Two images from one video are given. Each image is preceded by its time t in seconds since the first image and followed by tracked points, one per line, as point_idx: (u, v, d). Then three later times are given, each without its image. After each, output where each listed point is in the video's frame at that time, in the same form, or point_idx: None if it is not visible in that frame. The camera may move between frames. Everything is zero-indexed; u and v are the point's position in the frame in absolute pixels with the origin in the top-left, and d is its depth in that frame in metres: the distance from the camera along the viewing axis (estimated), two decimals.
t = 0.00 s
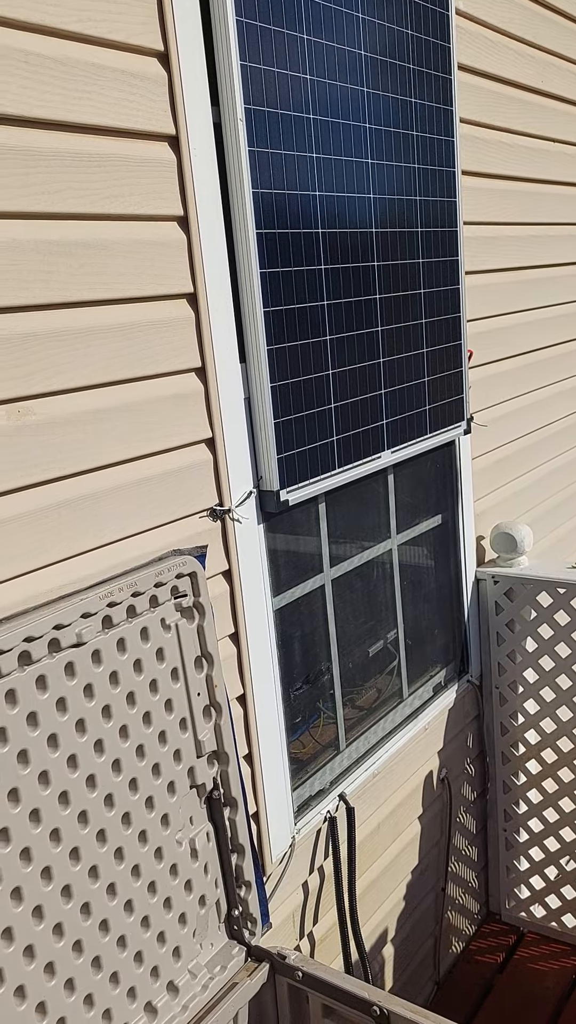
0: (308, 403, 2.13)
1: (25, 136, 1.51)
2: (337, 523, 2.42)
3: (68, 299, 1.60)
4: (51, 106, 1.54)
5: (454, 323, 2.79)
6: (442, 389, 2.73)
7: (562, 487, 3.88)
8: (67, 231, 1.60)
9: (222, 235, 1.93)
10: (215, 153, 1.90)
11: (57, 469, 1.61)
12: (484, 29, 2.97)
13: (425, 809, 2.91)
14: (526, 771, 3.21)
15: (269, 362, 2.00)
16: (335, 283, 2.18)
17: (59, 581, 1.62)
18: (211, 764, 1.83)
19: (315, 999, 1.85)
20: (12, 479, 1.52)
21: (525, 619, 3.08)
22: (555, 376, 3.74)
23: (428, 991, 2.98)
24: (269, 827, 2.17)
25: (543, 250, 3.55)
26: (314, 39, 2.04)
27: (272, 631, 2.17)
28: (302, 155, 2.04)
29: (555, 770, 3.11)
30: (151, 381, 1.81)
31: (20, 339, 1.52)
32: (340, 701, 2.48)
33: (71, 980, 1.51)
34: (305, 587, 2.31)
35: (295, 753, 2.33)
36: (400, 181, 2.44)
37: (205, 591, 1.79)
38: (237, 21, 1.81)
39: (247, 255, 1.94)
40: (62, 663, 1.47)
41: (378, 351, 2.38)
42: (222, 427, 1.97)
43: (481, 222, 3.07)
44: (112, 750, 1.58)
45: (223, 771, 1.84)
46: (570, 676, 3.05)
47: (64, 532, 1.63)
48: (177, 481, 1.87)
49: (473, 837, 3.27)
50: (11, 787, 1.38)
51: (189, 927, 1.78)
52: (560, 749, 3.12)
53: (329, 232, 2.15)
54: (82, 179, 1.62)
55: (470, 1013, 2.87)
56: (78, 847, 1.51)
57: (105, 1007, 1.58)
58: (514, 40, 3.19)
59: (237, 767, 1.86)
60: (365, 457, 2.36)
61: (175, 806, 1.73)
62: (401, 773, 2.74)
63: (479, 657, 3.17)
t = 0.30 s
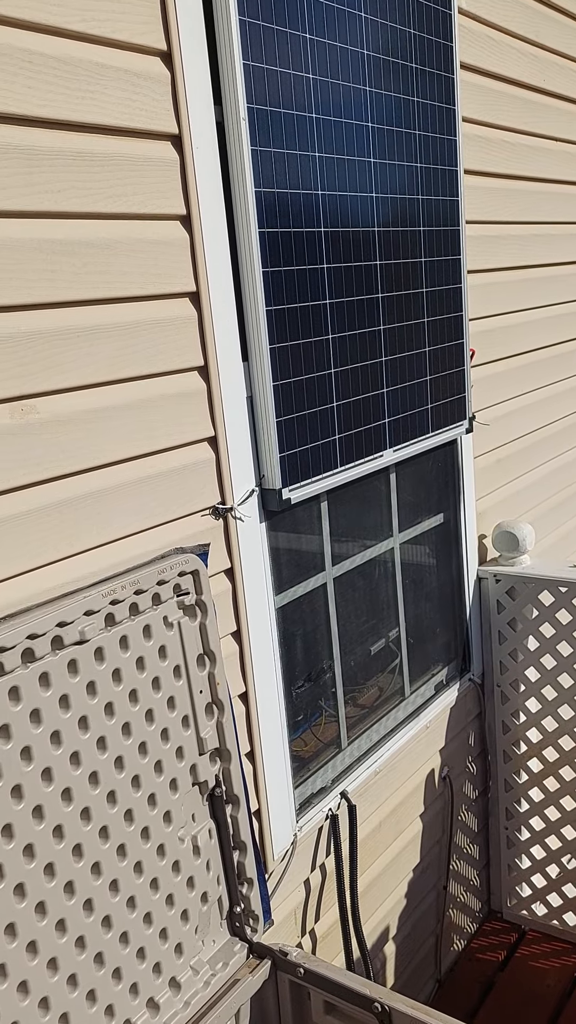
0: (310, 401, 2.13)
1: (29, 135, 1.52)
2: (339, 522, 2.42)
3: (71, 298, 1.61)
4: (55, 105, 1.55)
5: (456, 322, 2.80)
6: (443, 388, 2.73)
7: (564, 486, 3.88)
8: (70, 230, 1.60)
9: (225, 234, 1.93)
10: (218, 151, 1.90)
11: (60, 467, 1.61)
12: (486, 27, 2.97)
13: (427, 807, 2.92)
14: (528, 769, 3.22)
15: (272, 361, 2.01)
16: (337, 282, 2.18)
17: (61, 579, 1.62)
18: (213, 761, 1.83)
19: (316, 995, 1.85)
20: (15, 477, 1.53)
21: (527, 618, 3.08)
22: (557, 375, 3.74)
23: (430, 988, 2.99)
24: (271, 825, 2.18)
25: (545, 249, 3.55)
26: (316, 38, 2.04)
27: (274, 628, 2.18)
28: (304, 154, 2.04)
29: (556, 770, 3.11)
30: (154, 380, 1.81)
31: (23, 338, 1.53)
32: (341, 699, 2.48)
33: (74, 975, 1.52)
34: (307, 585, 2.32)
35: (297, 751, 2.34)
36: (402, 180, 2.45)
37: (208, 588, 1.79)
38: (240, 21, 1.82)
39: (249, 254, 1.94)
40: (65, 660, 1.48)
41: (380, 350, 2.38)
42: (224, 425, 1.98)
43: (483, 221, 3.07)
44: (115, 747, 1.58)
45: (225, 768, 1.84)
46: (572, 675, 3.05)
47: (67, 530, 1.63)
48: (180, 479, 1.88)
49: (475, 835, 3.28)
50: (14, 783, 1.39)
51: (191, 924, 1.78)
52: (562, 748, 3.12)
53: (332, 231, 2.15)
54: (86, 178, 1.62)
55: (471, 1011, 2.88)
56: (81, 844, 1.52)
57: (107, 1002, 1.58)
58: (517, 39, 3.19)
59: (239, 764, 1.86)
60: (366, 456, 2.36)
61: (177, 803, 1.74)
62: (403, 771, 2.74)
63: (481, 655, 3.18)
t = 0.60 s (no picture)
0: (312, 399, 2.14)
1: (32, 135, 1.53)
2: (340, 520, 2.43)
3: (74, 297, 1.62)
4: (57, 105, 1.56)
5: (458, 320, 2.80)
6: (445, 386, 2.74)
7: (565, 484, 3.89)
8: (73, 229, 1.61)
9: (227, 232, 1.94)
10: (219, 150, 1.91)
11: (63, 465, 1.62)
12: (487, 26, 2.98)
13: (428, 804, 2.92)
14: (529, 767, 3.22)
15: (273, 359, 2.01)
16: (338, 281, 2.19)
17: (64, 576, 1.63)
18: (214, 758, 1.84)
19: (317, 991, 1.86)
20: (18, 475, 1.54)
21: (528, 616, 3.09)
22: (558, 374, 3.75)
23: (430, 985, 3.00)
24: (273, 822, 2.19)
25: (546, 247, 3.55)
26: (318, 38, 2.05)
27: (275, 626, 2.19)
28: (306, 153, 2.05)
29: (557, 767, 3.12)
30: (156, 378, 1.82)
31: (26, 336, 1.54)
32: (342, 697, 2.49)
33: (77, 970, 1.53)
34: (308, 582, 2.32)
35: (298, 748, 2.34)
36: (404, 179, 2.45)
37: (209, 586, 1.80)
38: (242, 20, 1.83)
39: (251, 253, 1.95)
40: (67, 656, 1.49)
41: (381, 348, 2.39)
42: (226, 423, 1.98)
43: (484, 220, 3.08)
44: (117, 743, 1.59)
45: (227, 764, 1.85)
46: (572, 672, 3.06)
47: (70, 528, 1.64)
48: (181, 477, 1.89)
49: (476, 833, 3.28)
50: (17, 779, 1.40)
51: (192, 919, 1.79)
52: (563, 746, 3.13)
53: (333, 230, 2.16)
54: (88, 178, 1.63)
55: (472, 1008, 2.89)
56: (83, 839, 1.53)
57: (109, 996, 1.59)
58: (518, 38, 3.19)
59: (241, 760, 1.87)
60: (368, 454, 2.37)
61: (179, 799, 1.75)
62: (404, 768, 2.75)
63: (482, 653, 3.18)
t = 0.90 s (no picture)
0: (315, 398, 2.15)
1: (36, 136, 1.54)
2: (342, 519, 2.44)
3: (78, 297, 1.63)
4: (62, 106, 1.57)
5: (460, 320, 2.81)
6: (447, 386, 2.75)
7: (567, 484, 3.89)
8: (77, 229, 1.62)
9: (230, 232, 1.95)
10: (223, 151, 1.92)
11: (67, 464, 1.64)
12: (490, 27, 2.98)
13: (430, 802, 2.93)
14: (531, 765, 3.23)
15: (276, 359, 2.02)
16: (341, 280, 2.20)
17: (68, 574, 1.64)
18: (217, 755, 1.85)
19: (319, 987, 1.87)
20: (22, 473, 1.55)
21: (530, 615, 3.09)
22: (560, 374, 3.76)
23: (432, 982, 3.01)
24: (275, 819, 2.20)
25: (549, 247, 3.55)
26: (321, 39, 2.06)
27: (277, 624, 2.20)
28: (309, 154, 2.06)
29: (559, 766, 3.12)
30: (160, 377, 1.84)
31: (31, 335, 1.55)
32: (345, 695, 2.50)
33: (80, 965, 1.54)
34: (311, 581, 2.33)
35: (301, 746, 2.35)
36: (407, 179, 2.46)
37: (212, 584, 1.81)
38: (245, 22, 1.84)
39: (254, 253, 1.96)
40: (71, 654, 1.50)
41: (384, 348, 2.40)
42: (229, 422, 1.99)
43: (487, 220, 3.08)
44: (120, 740, 1.60)
45: (229, 762, 1.86)
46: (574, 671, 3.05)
47: (74, 526, 1.66)
48: (185, 476, 1.90)
49: (478, 831, 3.29)
50: (21, 775, 1.41)
51: (195, 915, 1.80)
52: (565, 745, 3.13)
53: (336, 230, 2.17)
54: (93, 179, 1.64)
55: (473, 1005, 2.90)
56: (87, 835, 1.54)
57: (113, 991, 1.61)
58: (521, 38, 3.20)
59: (243, 757, 1.88)
60: (371, 453, 2.38)
61: (182, 796, 1.76)
62: (405, 767, 2.76)
63: (484, 652, 3.19)
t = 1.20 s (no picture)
0: (317, 397, 2.16)
1: (40, 136, 1.55)
2: (344, 518, 2.45)
3: (81, 296, 1.64)
4: (65, 107, 1.58)
5: (463, 319, 2.82)
6: (449, 385, 2.75)
7: (569, 483, 3.90)
8: (80, 229, 1.63)
9: (233, 232, 1.96)
10: (226, 151, 1.93)
11: (70, 462, 1.65)
12: (493, 27, 2.99)
13: (432, 801, 2.94)
14: (533, 764, 3.24)
15: (278, 359, 2.03)
16: (344, 280, 2.21)
17: (70, 572, 1.65)
18: (219, 752, 1.86)
19: (319, 983, 1.89)
20: (26, 472, 1.56)
21: (532, 614, 3.10)
22: (562, 373, 3.76)
23: (434, 979, 3.02)
24: (277, 817, 2.21)
25: (552, 247, 3.56)
26: (324, 39, 2.07)
27: (279, 622, 2.21)
28: (312, 154, 2.07)
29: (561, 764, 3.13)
30: (162, 376, 1.84)
31: (34, 335, 1.56)
32: (347, 693, 2.51)
33: (83, 960, 1.55)
34: (313, 579, 2.34)
35: (303, 744, 2.36)
36: (409, 179, 2.47)
37: (214, 582, 1.82)
38: (248, 22, 1.84)
39: (257, 253, 1.97)
40: (74, 650, 1.51)
41: (386, 347, 2.40)
42: (231, 421, 2.00)
43: (490, 220, 3.09)
44: (123, 737, 1.61)
45: (232, 759, 1.87)
46: None
47: (76, 524, 1.67)
48: (187, 474, 1.91)
49: (479, 830, 3.30)
50: (24, 771, 1.42)
51: (197, 911, 1.81)
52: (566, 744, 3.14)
53: (338, 230, 2.17)
54: (95, 179, 1.65)
55: (475, 1003, 2.91)
56: (90, 831, 1.55)
57: (115, 986, 1.62)
58: (524, 38, 3.20)
59: (245, 754, 1.89)
60: (373, 452, 2.39)
61: (184, 792, 1.77)
62: (407, 765, 2.77)
63: (486, 651, 3.20)
